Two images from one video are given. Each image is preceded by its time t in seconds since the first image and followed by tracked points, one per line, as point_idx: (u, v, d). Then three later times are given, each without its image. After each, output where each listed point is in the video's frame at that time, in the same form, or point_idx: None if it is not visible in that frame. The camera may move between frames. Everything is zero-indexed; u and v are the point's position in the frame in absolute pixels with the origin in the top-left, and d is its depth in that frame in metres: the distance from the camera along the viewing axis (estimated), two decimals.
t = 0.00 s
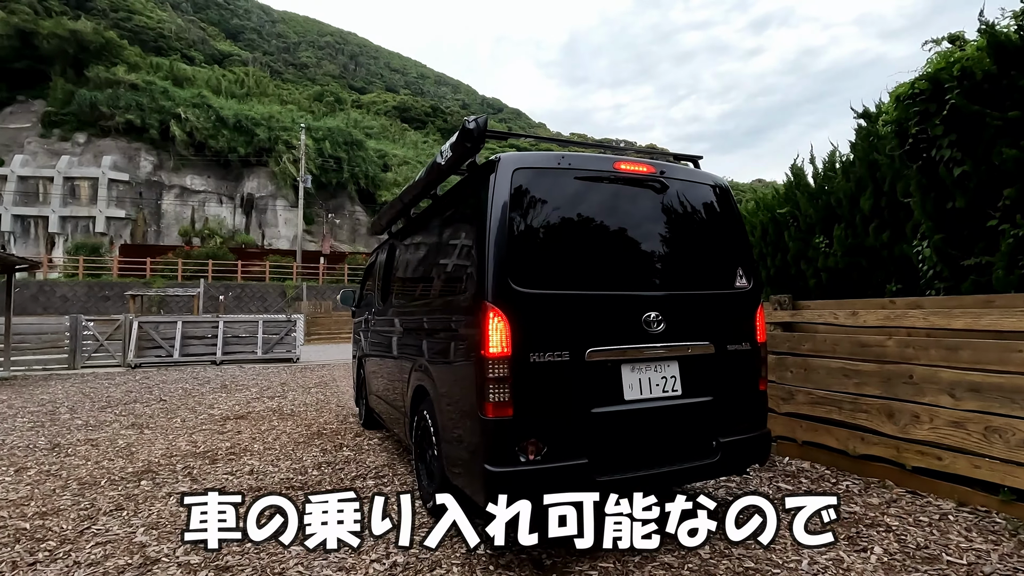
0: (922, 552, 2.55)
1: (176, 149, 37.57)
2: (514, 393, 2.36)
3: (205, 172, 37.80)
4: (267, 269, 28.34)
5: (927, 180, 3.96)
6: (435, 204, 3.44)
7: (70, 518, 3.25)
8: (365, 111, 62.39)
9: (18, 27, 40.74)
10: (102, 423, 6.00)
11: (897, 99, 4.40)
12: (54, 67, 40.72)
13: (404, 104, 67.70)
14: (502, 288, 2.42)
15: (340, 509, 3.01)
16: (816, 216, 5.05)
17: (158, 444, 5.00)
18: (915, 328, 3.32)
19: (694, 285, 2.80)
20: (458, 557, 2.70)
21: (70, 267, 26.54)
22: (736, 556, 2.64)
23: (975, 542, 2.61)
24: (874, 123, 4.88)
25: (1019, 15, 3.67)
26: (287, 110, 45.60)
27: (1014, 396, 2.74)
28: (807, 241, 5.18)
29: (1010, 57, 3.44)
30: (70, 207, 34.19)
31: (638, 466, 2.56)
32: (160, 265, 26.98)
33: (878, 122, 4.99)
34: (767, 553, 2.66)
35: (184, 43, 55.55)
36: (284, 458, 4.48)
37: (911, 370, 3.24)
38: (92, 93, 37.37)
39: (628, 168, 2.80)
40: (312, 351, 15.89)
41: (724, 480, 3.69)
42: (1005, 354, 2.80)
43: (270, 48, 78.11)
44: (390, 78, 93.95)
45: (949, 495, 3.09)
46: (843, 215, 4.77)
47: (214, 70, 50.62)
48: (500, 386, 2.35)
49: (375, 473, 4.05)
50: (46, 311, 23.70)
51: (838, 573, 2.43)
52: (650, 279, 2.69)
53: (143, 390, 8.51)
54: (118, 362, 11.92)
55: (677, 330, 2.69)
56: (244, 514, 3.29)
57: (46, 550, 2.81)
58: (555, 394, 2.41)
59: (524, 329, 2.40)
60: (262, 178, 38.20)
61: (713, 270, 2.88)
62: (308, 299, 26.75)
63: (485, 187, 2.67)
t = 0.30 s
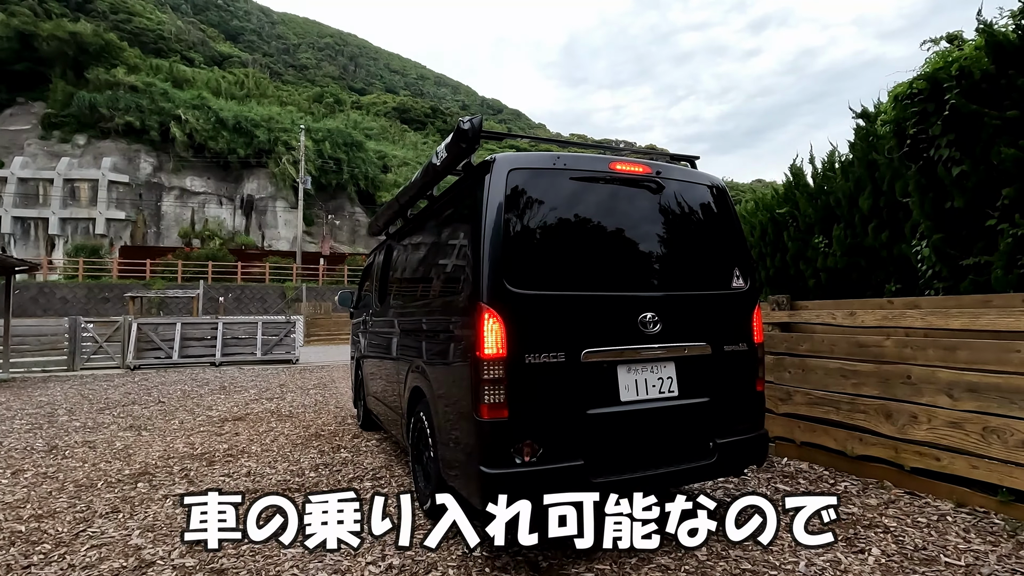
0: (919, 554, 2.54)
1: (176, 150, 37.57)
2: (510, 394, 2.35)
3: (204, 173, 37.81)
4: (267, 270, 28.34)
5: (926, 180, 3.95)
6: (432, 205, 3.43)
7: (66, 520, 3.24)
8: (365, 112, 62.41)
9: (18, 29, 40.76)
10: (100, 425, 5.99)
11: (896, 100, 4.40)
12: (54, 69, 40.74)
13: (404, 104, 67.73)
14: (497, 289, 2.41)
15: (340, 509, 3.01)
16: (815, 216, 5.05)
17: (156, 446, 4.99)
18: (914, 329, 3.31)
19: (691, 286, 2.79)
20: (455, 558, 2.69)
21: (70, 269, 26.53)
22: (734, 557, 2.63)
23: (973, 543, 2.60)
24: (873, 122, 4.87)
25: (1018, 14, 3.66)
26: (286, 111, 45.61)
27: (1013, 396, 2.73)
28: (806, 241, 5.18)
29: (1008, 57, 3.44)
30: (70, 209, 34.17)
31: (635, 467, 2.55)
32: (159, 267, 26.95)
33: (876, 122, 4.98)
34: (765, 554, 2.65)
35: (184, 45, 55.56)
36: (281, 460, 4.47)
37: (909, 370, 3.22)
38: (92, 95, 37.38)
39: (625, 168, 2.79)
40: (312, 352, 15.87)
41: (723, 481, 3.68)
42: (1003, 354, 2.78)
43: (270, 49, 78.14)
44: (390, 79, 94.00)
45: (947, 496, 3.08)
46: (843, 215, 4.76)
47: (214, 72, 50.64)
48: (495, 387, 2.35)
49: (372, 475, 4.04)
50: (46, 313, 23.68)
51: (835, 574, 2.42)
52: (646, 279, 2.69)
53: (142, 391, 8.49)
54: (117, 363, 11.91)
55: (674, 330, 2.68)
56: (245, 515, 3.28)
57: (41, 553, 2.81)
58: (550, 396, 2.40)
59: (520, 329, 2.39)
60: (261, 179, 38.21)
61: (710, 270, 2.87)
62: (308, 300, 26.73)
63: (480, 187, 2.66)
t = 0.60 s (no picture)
0: (920, 552, 2.54)
1: (177, 150, 37.59)
2: (510, 393, 2.35)
3: (205, 173, 37.84)
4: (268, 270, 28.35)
5: (926, 179, 3.94)
6: (431, 204, 3.43)
7: (67, 519, 3.25)
8: (365, 112, 62.41)
9: (18, 29, 40.81)
10: (102, 425, 6.00)
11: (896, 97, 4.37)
12: (55, 69, 40.77)
13: (405, 104, 67.73)
14: (497, 287, 2.41)
15: (340, 509, 3.02)
16: (816, 215, 5.05)
17: (157, 445, 5.00)
18: (914, 327, 3.30)
19: (691, 284, 2.79)
20: (455, 557, 2.69)
21: (71, 269, 26.54)
22: (733, 556, 2.64)
23: (974, 541, 2.59)
24: (873, 120, 4.86)
25: (1018, 12, 3.66)
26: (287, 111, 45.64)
27: (1014, 394, 2.73)
28: (807, 240, 5.18)
29: (1009, 54, 3.43)
30: (71, 209, 34.18)
31: (635, 466, 2.55)
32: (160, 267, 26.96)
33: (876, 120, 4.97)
34: (765, 553, 2.65)
35: (184, 45, 55.54)
36: (282, 459, 4.48)
37: (910, 369, 3.22)
38: (92, 95, 37.40)
39: (625, 166, 2.79)
40: (313, 352, 15.88)
41: (723, 480, 3.68)
42: (1004, 352, 2.78)
43: (270, 49, 78.14)
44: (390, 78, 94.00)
45: (948, 494, 3.08)
46: (843, 213, 4.76)
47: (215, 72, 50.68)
48: (494, 386, 2.35)
49: (373, 474, 4.05)
50: (47, 313, 23.70)
51: (836, 573, 2.42)
52: (646, 278, 2.68)
53: (144, 391, 8.50)
54: (119, 363, 11.93)
55: (674, 329, 2.68)
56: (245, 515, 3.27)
57: (43, 552, 2.81)
58: (550, 394, 2.40)
59: (520, 328, 2.39)
60: (262, 179, 38.23)
61: (710, 269, 2.87)
62: (309, 299, 26.75)
63: (480, 186, 2.66)
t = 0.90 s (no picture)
0: (918, 549, 2.54)
1: (177, 150, 37.59)
2: (508, 392, 2.35)
3: (206, 173, 37.86)
4: (269, 270, 28.37)
5: (926, 177, 3.94)
6: (430, 203, 3.43)
7: (66, 518, 3.25)
8: (365, 111, 62.40)
9: (19, 29, 40.82)
10: (102, 424, 6.01)
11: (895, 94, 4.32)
12: (55, 69, 40.80)
13: (406, 103, 67.67)
14: (494, 285, 2.41)
15: (340, 509, 3.02)
16: (816, 213, 5.04)
17: (157, 444, 5.01)
18: (913, 325, 3.30)
19: (689, 282, 2.79)
20: (453, 556, 2.70)
21: (72, 269, 26.55)
22: (732, 554, 2.63)
23: (973, 539, 2.59)
24: (873, 118, 4.85)
25: (1019, 9, 3.64)
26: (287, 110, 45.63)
27: (1013, 392, 2.72)
28: (807, 238, 5.17)
29: (1009, 52, 3.43)
30: (72, 209, 34.20)
31: (633, 464, 2.55)
32: (161, 267, 26.98)
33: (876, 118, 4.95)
34: (764, 551, 2.65)
35: (184, 44, 55.52)
36: (282, 458, 4.49)
37: (909, 367, 3.22)
38: (92, 95, 37.41)
39: (623, 164, 2.78)
40: (313, 351, 15.88)
41: (722, 479, 3.68)
42: (1003, 350, 2.77)
43: (270, 49, 78.10)
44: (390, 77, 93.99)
45: (947, 492, 3.08)
46: (844, 212, 4.75)
47: (215, 71, 50.68)
48: (492, 384, 2.35)
49: (372, 473, 4.05)
50: (48, 313, 23.72)
51: (834, 570, 2.42)
52: (645, 276, 2.68)
53: (144, 390, 8.51)
54: (119, 363, 11.94)
55: (672, 327, 2.67)
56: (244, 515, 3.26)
57: (42, 551, 2.82)
58: (548, 393, 2.40)
59: (517, 327, 2.38)
60: (262, 178, 38.23)
61: (709, 266, 2.87)
62: (309, 299, 26.76)
63: (478, 184, 2.65)
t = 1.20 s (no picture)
0: (922, 547, 2.51)
1: (178, 150, 37.59)
2: (506, 388, 2.32)
3: (206, 174, 37.89)
4: (269, 270, 28.35)
5: (927, 174, 3.92)
6: (429, 199, 3.40)
7: (62, 517, 3.23)
8: (366, 111, 62.41)
9: (19, 30, 40.86)
10: (101, 424, 6.00)
11: (896, 90, 4.24)
12: (56, 70, 40.82)
13: (406, 103, 67.65)
14: (493, 281, 2.38)
15: (340, 509, 2.99)
16: (816, 212, 5.01)
17: (156, 444, 4.98)
18: (916, 321, 3.27)
19: (689, 278, 2.76)
20: (452, 555, 2.67)
21: (72, 270, 26.54)
22: (733, 552, 2.61)
23: (977, 536, 2.56)
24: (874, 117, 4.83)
25: (1021, 4, 3.60)
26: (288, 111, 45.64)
27: (1016, 388, 2.70)
28: (808, 237, 5.15)
29: (1010, 48, 3.41)
30: (72, 210, 34.20)
31: (633, 461, 2.53)
32: (161, 267, 26.96)
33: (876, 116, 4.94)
34: (765, 549, 2.63)
35: (184, 45, 55.50)
36: (280, 457, 4.46)
37: (912, 363, 3.19)
38: (93, 96, 37.42)
39: (623, 159, 2.76)
40: (313, 351, 15.86)
41: (724, 477, 3.65)
42: (1007, 345, 2.75)
43: (271, 49, 78.14)
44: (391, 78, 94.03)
45: (951, 489, 3.05)
46: (845, 210, 4.73)
47: (215, 72, 50.71)
48: (491, 380, 2.32)
49: (371, 472, 4.03)
50: (49, 314, 23.69)
51: (838, 569, 2.40)
52: (645, 272, 2.66)
53: (144, 390, 8.48)
54: (119, 363, 11.92)
55: (673, 323, 2.65)
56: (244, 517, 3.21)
57: (37, 550, 2.80)
58: (548, 390, 2.37)
59: (516, 322, 2.36)
60: (263, 179, 38.23)
61: (709, 262, 2.85)
62: (310, 299, 26.76)
63: (477, 180, 2.63)
